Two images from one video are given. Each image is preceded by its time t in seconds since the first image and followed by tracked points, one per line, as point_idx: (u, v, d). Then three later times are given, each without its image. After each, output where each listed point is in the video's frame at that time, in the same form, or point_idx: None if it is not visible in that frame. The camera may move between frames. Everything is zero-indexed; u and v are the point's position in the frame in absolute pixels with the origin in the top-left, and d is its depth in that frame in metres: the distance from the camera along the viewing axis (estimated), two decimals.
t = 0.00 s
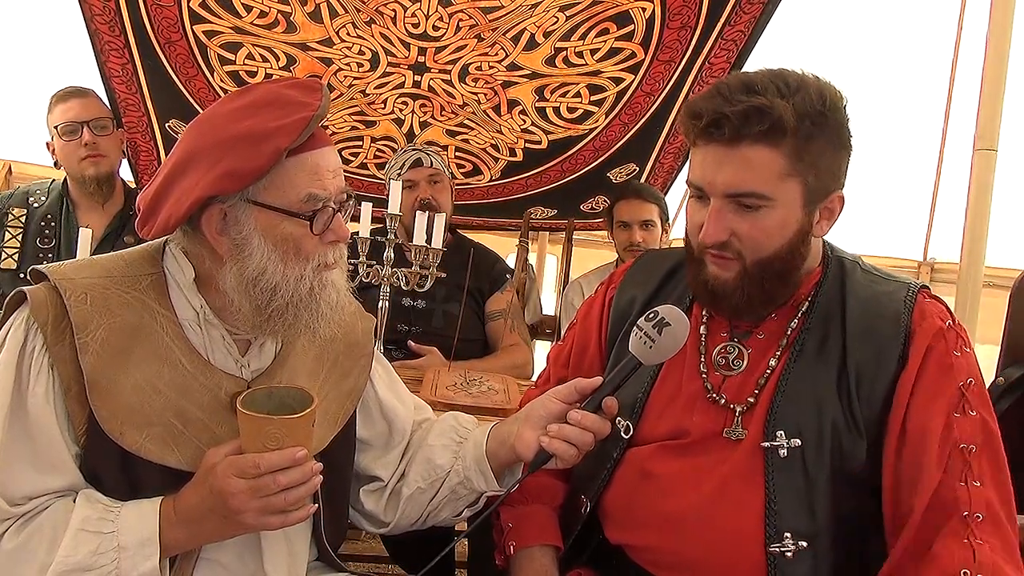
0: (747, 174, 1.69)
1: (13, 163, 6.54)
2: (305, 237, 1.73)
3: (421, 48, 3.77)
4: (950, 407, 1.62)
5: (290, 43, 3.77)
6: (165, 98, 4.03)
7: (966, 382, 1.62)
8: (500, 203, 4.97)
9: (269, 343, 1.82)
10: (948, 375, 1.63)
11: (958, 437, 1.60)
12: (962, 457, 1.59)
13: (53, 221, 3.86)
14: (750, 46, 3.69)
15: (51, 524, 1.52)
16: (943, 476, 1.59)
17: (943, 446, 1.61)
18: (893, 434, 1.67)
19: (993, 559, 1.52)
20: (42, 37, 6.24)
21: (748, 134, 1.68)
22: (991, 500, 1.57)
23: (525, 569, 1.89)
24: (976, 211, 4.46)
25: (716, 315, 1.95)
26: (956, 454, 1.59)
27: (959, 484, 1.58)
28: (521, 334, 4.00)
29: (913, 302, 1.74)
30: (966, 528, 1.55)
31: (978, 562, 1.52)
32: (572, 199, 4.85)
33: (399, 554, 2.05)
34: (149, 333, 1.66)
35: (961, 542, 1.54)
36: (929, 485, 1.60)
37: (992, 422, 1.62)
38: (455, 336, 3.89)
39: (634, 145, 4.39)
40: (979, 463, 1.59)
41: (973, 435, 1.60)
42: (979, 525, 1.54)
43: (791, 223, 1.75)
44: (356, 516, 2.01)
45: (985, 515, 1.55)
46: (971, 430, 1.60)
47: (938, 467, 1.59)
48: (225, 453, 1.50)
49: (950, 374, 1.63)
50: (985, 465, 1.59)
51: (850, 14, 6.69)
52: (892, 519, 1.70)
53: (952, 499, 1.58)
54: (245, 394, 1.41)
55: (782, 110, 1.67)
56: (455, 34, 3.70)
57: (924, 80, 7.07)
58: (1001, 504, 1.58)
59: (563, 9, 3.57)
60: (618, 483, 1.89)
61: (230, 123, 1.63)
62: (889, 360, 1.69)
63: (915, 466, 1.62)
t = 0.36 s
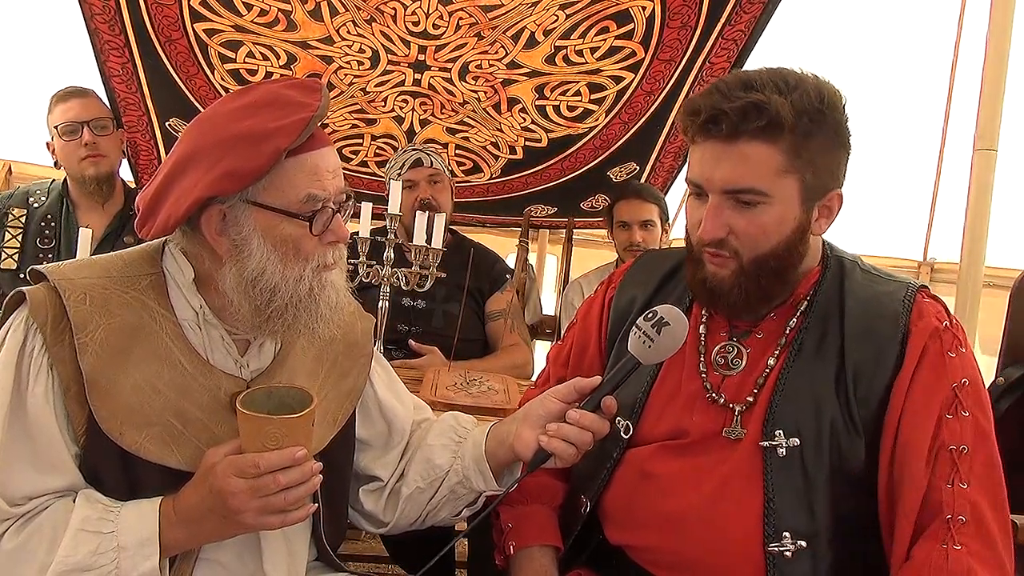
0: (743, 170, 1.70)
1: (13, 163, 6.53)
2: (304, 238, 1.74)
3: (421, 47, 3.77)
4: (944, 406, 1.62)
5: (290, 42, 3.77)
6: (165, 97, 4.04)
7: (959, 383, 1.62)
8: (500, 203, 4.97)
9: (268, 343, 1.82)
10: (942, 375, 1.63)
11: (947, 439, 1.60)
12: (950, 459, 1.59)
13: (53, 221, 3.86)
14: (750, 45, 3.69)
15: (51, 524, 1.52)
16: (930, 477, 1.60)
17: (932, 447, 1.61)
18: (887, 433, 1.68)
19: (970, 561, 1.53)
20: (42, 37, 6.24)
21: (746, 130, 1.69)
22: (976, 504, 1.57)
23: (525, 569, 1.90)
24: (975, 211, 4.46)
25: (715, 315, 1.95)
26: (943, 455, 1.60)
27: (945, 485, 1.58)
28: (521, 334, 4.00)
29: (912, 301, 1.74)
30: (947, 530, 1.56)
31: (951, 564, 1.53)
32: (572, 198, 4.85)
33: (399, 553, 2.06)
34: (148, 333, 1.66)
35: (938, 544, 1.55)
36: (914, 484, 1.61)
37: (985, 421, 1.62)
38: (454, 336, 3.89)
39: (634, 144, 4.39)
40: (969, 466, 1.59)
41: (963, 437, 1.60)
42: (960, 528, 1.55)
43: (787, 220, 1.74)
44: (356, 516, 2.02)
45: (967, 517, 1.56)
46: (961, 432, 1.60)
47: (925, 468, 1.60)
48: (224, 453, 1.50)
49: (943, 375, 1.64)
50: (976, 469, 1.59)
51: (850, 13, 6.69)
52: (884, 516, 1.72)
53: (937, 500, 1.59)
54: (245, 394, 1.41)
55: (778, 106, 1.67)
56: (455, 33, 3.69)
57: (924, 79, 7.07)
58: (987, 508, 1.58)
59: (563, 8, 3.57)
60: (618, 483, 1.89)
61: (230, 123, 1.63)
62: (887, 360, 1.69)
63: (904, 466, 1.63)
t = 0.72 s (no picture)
0: (752, 168, 1.70)
1: (13, 163, 6.53)
2: (303, 237, 1.74)
3: (421, 48, 3.77)
4: (941, 405, 1.62)
5: (290, 42, 3.77)
6: (165, 97, 4.03)
7: (957, 382, 1.62)
8: (500, 203, 4.98)
9: (267, 343, 1.82)
10: (941, 374, 1.63)
11: (943, 437, 1.60)
12: (946, 458, 1.59)
13: (53, 221, 3.86)
14: (750, 46, 3.68)
15: (51, 524, 1.52)
16: (926, 476, 1.60)
17: (929, 445, 1.61)
18: (884, 432, 1.68)
19: (964, 560, 1.53)
20: (42, 37, 6.24)
21: (753, 129, 1.69)
22: (972, 503, 1.56)
23: (525, 569, 1.90)
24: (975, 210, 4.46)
25: (715, 315, 1.95)
26: (938, 453, 1.60)
27: (940, 484, 1.58)
28: (521, 334, 4.00)
29: (911, 301, 1.74)
30: (942, 528, 1.55)
31: (947, 563, 1.53)
32: (573, 198, 4.85)
33: (399, 553, 2.06)
34: (147, 333, 1.66)
35: (933, 543, 1.55)
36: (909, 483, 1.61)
37: (983, 421, 1.62)
38: (455, 336, 3.89)
39: (634, 144, 4.39)
40: (965, 465, 1.58)
41: (959, 436, 1.60)
42: (956, 527, 1.55)
43: (794, 220, 1.75)
44: (356, 516, 2.02)
45: (963, 517, 1.55)
46: (957, 431, 1.60)
47: (922, 466, 1.60)
48: (224, 453, 1.50)
49: (940, 374, 1.64)
50: (971, 468, 1.59)
51: (849, 13, 6.68)
52: (881, 515, 1.71)
53: (932, 499, 1.59)
54: (245, 393, 1.41)
55: (785, 105, 1.67)
56: (455, 34, 3.69)
57: (924, 79, 7.06)
58: (983, 507, 1.58)
59: (563, 9, 3.56)
60: (619, 483, 1.89)
61: (230, 123, 1.63)
62: (886, 359, 1.69)
63: (900, 464, 1.63)
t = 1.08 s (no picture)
0: (750, 169, 1.69)
1: (13, 163, 6.53)
2: (303, 238, 1.74)
3: (421, 49, 3.77)
4: (939, 403, 1.62)
5: (290, 43, 3.77)
6: (165, 98, 4.03)
7: (956, 381, 1.62)
8: (500, 203, 4.97)
9: (267, 343, 1.82)
10: (939, 373, 1.63)
11: (941, 436, 1.60)
12: (945, 457, 1.59)
13: (53, 222, 3.86)
14: (750, 46, 3.69)
15: (50, 525, 1.52)
16: (925, 475, 1.60)
17: (927, 444, 1.61)
18: (883, 432, 1.68)
19: (963, 559, 1.53)
20: (42, 37, 6.24)
21: (751, 130, 1.69)
22: (970, 501, 1.56)
23: (525, 569, 1.90)
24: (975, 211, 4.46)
25: (715, 315, 1.95)
26: (937, 452, 1.60)
27: (938, 483, 1.58)
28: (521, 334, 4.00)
29: (910, 300, 1.74)
30: (940, 527, 1.55)
31: (945, 561, 1.53)
32: (572, 198, 4.85)
33: (399, 553, 2.06)
34: (146, 332, 1.66)
35: (932, 542, 1.55)
36: (907, 481, 1.61)
37: (981, 420, 1.62)
38: (455, 337, 3.89)
39: (634, 145, 4.40)
40: (964, 464, 1.58)
41: (958, 435, 1.60)
42: (954, 526, 1.55)
43: (793, 221, 1.75)
44: (355, 516, 2.02)
45: (961, 515, 1.55)
46: (955, 430, 1.60)
47: (920, 465, 1.60)
48: (223, 453, 1.50)
49: (939, 374, 1.63)
50: (969, 467, 1.59)
51: (849, 14, 6.68)
52: (880, 515, 1.71)
53: (931, 498, 1.59)
54: (244, 393, 1.41)
55: (784, 106, 1.68)
56: (455, 34, 3.69)
57: (924, 80, 7.06)
58: (981, 506, 1.58)
59: (563, 10, 3.56)
60: (618, 483, 1.89)
61: (229, 123, 1.63)
62: (885, 358, 1.69)
63: (899, 463, 1.63)
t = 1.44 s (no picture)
0: (750, 170, 1.69)
1: (13, 163, 6.53)
2: (303, 238, 1.74)
3: (421, 48, 3.77)
4: (939, 403, 1.62)
5: (290, 43, 3.77)
6: (165, 98, 4.04)
7: (956, 380, 1.62)
8: (500, 203, 4.97)
9: (267, 344, 1.81)
10: (939, 372, 1.63)
11: (941, 436, 1.60)
12: (945, 457, 1.59)
13: (53, 221, 3.86)
14: (750, 45, 3.69)
15: (50, 525, 1.52)
16: (925, 475, 1.60)
17: (927, 444, 1.61)
18: (883, 432, 1.68)
19: (963, 559, 1.53)
20: (42, 37, 6.24)
21: (751, 131, 1.69)
22: (970, 502, 1.56)
23: (525, 569, 1.90)
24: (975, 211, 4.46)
25: (715, 315, 1.95)
26: (937, 452, 1.60)
27: (938, 483, 1.58)
28: (521, 334, 4.00)
29: (910, 300, 1.74)
30: (940, 527, 1.55)
31: (945, 561, 1.53)
32: (573, 198, 4.85)
33: (398, 553, 2.06)
34: (146, 333, 1.66)
35: (932, 542, 1.55)
36: (906, 481, 1.61)
37: (981, 420, 1.62)
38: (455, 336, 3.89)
39: (634, 145, 4.40)
40: (964, 463, 1.58)
41: (958, 435, 1.60)
42: (954, 526, 1.55)
43: (793, 221, 1.74)
44: (355, 515, 2.02)
45: (960, 515, 1.55)
46: (955, 430, 1.60)
47: (920, 465, 1.60)
48: (223, 453, 1.50)
49: (939, 373, 1.63)
50: (969, 467, 1.59)
51: (849, 13, 6.68)
52: (879, 515, 1.71)
53: (931, 499, 1.59)
54: (244, 393, 1.41)
55: (784, 108, 1.68)
56: (455, 33, 3.69)
57: (924, 80, 7.06)
58: (981, 506, 1.58)
59: (563, 9, 3.56)
60: (618, 484, 1.89)
61: (230, 124, 1.63)
62: (884, 357, 1.69)
63: (899, 462, 1.63)
